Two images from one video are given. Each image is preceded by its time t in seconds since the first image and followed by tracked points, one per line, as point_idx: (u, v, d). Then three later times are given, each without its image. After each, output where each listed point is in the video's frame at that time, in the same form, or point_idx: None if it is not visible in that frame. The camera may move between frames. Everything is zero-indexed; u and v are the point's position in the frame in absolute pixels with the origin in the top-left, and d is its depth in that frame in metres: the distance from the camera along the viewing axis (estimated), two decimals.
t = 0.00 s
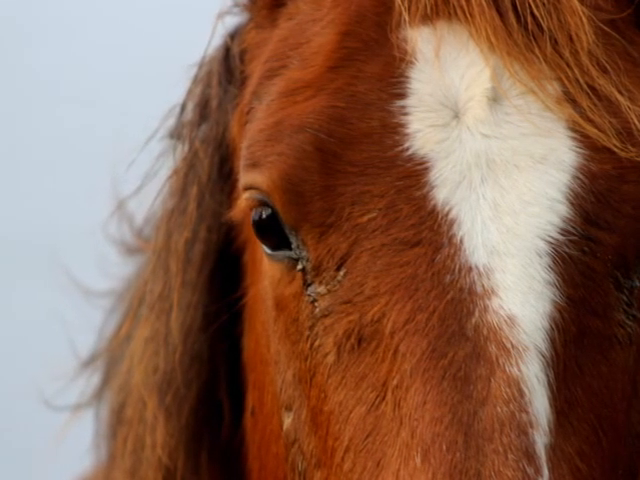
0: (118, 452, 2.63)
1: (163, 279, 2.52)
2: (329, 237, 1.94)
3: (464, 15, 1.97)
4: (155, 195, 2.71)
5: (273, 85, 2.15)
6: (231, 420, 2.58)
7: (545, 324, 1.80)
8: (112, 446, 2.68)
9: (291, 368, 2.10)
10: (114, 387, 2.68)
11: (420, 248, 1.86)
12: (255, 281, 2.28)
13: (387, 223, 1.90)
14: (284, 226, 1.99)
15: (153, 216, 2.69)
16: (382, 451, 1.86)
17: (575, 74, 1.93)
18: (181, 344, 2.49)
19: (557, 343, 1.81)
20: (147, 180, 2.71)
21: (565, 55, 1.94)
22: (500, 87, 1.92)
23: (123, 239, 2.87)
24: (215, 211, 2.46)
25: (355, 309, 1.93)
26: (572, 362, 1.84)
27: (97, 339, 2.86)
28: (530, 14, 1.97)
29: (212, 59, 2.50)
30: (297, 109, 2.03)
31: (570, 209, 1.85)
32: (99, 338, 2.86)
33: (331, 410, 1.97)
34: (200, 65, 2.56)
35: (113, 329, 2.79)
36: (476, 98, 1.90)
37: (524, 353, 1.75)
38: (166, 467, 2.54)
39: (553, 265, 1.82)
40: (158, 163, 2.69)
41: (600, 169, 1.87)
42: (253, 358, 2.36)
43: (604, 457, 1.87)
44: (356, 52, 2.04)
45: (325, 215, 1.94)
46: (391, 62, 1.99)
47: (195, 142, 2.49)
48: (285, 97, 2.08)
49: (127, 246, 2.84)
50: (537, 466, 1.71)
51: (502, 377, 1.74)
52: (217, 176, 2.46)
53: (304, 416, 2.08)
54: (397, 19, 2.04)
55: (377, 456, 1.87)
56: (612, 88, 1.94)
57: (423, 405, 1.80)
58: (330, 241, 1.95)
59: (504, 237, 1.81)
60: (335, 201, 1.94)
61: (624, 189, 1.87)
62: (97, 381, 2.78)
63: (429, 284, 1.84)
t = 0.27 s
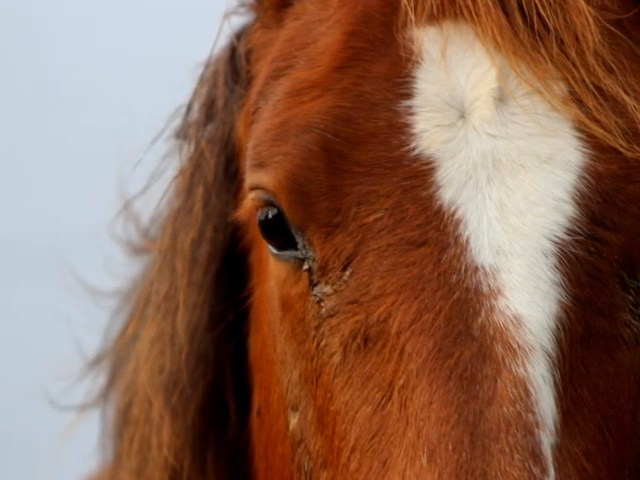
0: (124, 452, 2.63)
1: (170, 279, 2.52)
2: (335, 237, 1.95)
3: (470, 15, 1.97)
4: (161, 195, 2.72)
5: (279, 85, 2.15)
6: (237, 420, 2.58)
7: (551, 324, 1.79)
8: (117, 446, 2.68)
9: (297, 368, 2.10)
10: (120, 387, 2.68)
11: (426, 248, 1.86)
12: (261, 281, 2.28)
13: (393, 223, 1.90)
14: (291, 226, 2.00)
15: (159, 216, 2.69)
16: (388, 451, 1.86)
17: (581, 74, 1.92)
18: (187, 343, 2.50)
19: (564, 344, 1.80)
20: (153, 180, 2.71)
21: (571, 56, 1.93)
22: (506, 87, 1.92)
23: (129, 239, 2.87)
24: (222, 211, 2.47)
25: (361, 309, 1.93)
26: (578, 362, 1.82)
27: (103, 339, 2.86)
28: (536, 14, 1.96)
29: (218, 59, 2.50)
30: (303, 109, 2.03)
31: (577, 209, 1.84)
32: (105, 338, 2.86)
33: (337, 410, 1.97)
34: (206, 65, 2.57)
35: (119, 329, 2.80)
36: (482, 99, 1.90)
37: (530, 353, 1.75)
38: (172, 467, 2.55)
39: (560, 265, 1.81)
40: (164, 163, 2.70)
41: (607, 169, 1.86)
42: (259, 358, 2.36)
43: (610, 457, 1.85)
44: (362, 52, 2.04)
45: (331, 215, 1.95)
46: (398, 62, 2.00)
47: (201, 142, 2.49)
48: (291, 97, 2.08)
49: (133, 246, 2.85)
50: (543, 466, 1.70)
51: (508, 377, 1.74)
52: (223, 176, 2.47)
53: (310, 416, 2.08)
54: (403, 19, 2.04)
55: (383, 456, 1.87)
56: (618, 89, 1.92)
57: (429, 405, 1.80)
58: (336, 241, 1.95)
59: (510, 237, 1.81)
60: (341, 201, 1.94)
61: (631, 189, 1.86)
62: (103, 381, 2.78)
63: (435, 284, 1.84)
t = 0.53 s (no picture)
0: (131, 452, 2.64)
1: (176, 279, 2.52)
2: (341, 237, 1.95)
3: (476, 15, 1.97)
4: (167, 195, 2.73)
5: (285, 85, 2.16)
6: (243, 421, 2.59)
7: (557, 324, 1.78)
8: (124, 446, 2.69)
9: (303, 368, 2.10)
10: (126, 387, 2.69)
11: (432, 248, 1.86)
12: (267, 281, 2.28)
13: (400, 223, 1.90)
14: (297, 226, 2.00)
15: (166, 216, 2.70)
16: (394, 451, 1.86)
17: (587, 73, 1.91)
18: (193, 343, 2.49)
19: (570, 344, 1.79)
20: (159, 180, 2.72)
21: (577, 56, 1.92)
22: (512, 87, 1.91)
23: (135, 239, 2.89)
24: (228, 211, 2.47)
25: (367, 309, 1.93)
26: (584, 362, 1.81)
27: (109, 339, 2.87)
28: (542, 14, 1.96)
29: (224, 59, 2.51)
30: (309, 109, 2.03)
31: (583, 209, 1.83)
32: (111, 338, 2.87)
33: (343, 410, 1.98)
34: (212, 65, 2.57)
35: (125, 329, 2.80)
36: (488, 99, 1.90)
37: (536, 353, 1.75)
38: (178, 467, 2.56)
39: (566, 265, 1.80)
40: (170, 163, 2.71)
41: (613, 169, 1.86)
42: (265, 358, 2.36)
43: (616, 457, 1.84)
44: (368, 52, 2.04)
45: (337, 215, 1.95)
46: (404, 62, 2.00)
47: (208, 142, 2.50)
48: (297, 97, 2.08)
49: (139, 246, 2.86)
50: (549, 466, 1.70)
51: (514, 377, 1.74)
52: (229, 176, 2.47)
53: (316, 416, 2.08)
54: (410, 19, 2.04)
55: (389, 456, 1.87)
56: (624, 89, 1.91)
57: (435, 405, 1.80)
58: (343, 240, 1.95)
59: (516, 237, 1.81)
60: (347, 201, 1.94)
61: (637, 189, 1.86)
62: (109, 381, 2.79)
63: (441, 284, 1.84)
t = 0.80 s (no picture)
0: (137, 452, 2.65)
1: (182, 279, 2.53)
2: (348, 237, 1.95)
3: (482, 15, 1.97)
4: (173, 195, 2.73)
5: (291, 85, 2.16)
6: (249, 421, 2.59)
7: (564, 324, 1.78)
8: (130, 445, 2.69)
9: (310, 368, 2.10)
10: (133, 387, 2.70)
11: (438, 248, 1.86)
12: (274, 282, 2.28)
13: (406, 223, 1.90)
14: (303, 226, 2.00)
15: (172, 216, 2.71)
16: (400, 451, 1.86)
17: (594, 73, 1.91)
18: (200, 342, 2.50)
19: (576, 344, 1.79)
20: (165, 180, 2.73)
21: (583, 55, 1.92)
22: (519, 87, 1.91)
23: (142, 239, 2.89)
24: (234, 211, 2.47)
25: (373, 309, 1.94)
26: (590, 362, 1.81)
27: (115, 339, 2.87)
28: (549, 14, 1.96)
29: (230, 59, 2.51)
30: (316, 109, 2.03)
31: (589, 209, 1.83)
32: (117, 338, 2.87)
33: (349, 410, 1.98)
34: (218, 65, 2.57)
35: (131, 329, 2.81)
36: (494, 99, 1.90)
37: (542, 353, 1.74)
38: (184, 467, 2.56)
39: (572, 265, 1.80)
40: (176, 163, 2.71)
41: (619, 169, 1.86)
42: (272, 358, 2.36)
43: (624, 458, 1.83)
44: (374, 52, 2.04)
45: (343, 215, 1.95)
46: (410, 62, 2.00)
47: (214, 142, 2.50)
48: (303, 97, 2.08)
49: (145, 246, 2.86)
50: (555, 466, 1.69)
51: (520, 377, 1.73)
52: (236, 176, 2.47)
53: (322, 416, 2.09)
54: (416, 19, 2.04)
55: (395, 456, 1.87)
56: (630, 88, 1.91)
57: (441, 404, 1.80)
58: (349, 240, 1.95)
59: (522, 237, 1.80)
60: (353, 201, 1.94)
61: None
62: (115, 381, 2.80)
63: (447, 284, 1.84)
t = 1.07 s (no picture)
0: (144, 452, 2.65)
1: (188, 279, 2.53)
2: (354, 237, 1.95)
3: (489, 15, 1.97)
4: (179, 195, 2.73)
5: (298, 85, 2.16)
6: (256, 421, 2.60)
7: (570, 324, 1.77)
8: (136, 446, 2.70)
9: (316, 368, 2.10)
10: (138, 387, 2.70)
11: (444, 248, 1.86)
12: (280, 282, 2.28)
13: (412, 223, 1.90)
14: (309, 226, 2.00)
15: (178, 216, 2.71)
16: (406, 451, 1.86)
17: (600, 73, 1.91)
18: (206, 342, 2.50)
19: (582, 344, 1.78)
20: (171, 180, 2.73)
21: (589, 55, 1.92)
22: (525, 87, 1.91)
23: (148, 239, 2.89)
24: (240, 211, 2.47)
25: (379, 309, 1.94)
26: (596, 362, 1.81)
27: (121, 339, 2.88)
28: (555, 14, 1.96)
29: (236, 59, 2.51)
30: (322, 109, 2.03)
31: (595, 209, 1.83)
32: (123, 338, 2.87)
33: (356, 410, 1.98)
34: (224, 65, 2.57)
35: (137, 329, 2.81)
36: (501, 99, 1.90)
37: (549, 353, 1.74)
38: (190, 467, 2.57)
39: (578, 265, 1.80)
40: (182, 163, 2.72)
41: (626, 169, 1.85)
42: (278, 358, 2.36)
43: (630, 458, 1.84)
44: (381, 52, 2.04)
45: (349, 215, 1.95)
46: (416, 62, 2.00)
47: (220, 141, 2.50)
48: (309, 97, 2.08)
49: (151, 246, 2.86)
50: (562, 466, 1.69)
51: (526, 377, 1.73)
52: (242, 176, 2.47)
53: (329, 416, 2.09)
54: (422, 19, 2.05)
55: (401, 456, 1.87)
56: (636, 88, 1.91)
57: (448, 404, 1.80)
58: (355, 240, 1.96)
59: (528, 237, 1.80)
60: (360, 201, 1.94)
61: None
62: (121, 381, 2.80)
63: (453, 284, 1.84)
